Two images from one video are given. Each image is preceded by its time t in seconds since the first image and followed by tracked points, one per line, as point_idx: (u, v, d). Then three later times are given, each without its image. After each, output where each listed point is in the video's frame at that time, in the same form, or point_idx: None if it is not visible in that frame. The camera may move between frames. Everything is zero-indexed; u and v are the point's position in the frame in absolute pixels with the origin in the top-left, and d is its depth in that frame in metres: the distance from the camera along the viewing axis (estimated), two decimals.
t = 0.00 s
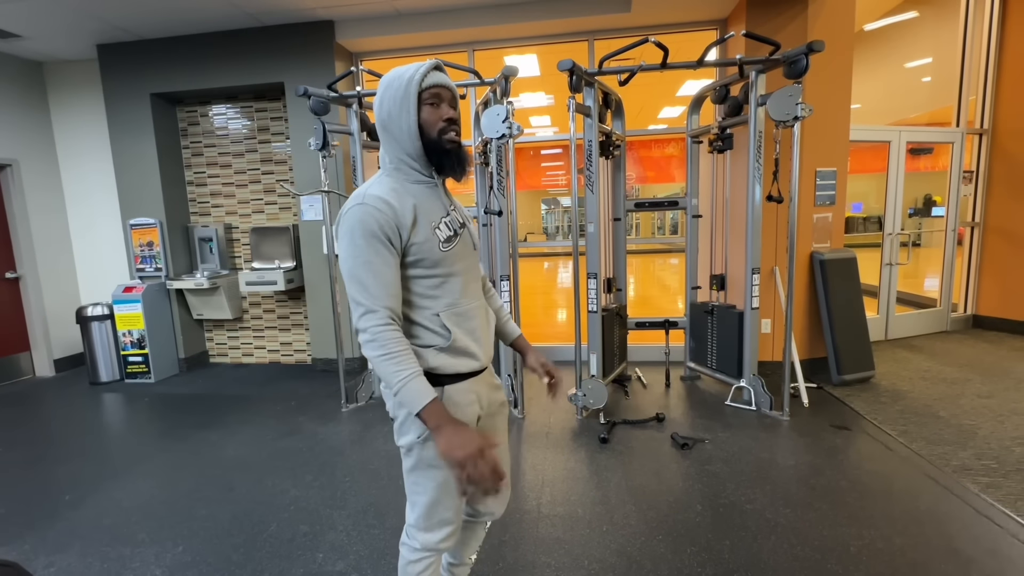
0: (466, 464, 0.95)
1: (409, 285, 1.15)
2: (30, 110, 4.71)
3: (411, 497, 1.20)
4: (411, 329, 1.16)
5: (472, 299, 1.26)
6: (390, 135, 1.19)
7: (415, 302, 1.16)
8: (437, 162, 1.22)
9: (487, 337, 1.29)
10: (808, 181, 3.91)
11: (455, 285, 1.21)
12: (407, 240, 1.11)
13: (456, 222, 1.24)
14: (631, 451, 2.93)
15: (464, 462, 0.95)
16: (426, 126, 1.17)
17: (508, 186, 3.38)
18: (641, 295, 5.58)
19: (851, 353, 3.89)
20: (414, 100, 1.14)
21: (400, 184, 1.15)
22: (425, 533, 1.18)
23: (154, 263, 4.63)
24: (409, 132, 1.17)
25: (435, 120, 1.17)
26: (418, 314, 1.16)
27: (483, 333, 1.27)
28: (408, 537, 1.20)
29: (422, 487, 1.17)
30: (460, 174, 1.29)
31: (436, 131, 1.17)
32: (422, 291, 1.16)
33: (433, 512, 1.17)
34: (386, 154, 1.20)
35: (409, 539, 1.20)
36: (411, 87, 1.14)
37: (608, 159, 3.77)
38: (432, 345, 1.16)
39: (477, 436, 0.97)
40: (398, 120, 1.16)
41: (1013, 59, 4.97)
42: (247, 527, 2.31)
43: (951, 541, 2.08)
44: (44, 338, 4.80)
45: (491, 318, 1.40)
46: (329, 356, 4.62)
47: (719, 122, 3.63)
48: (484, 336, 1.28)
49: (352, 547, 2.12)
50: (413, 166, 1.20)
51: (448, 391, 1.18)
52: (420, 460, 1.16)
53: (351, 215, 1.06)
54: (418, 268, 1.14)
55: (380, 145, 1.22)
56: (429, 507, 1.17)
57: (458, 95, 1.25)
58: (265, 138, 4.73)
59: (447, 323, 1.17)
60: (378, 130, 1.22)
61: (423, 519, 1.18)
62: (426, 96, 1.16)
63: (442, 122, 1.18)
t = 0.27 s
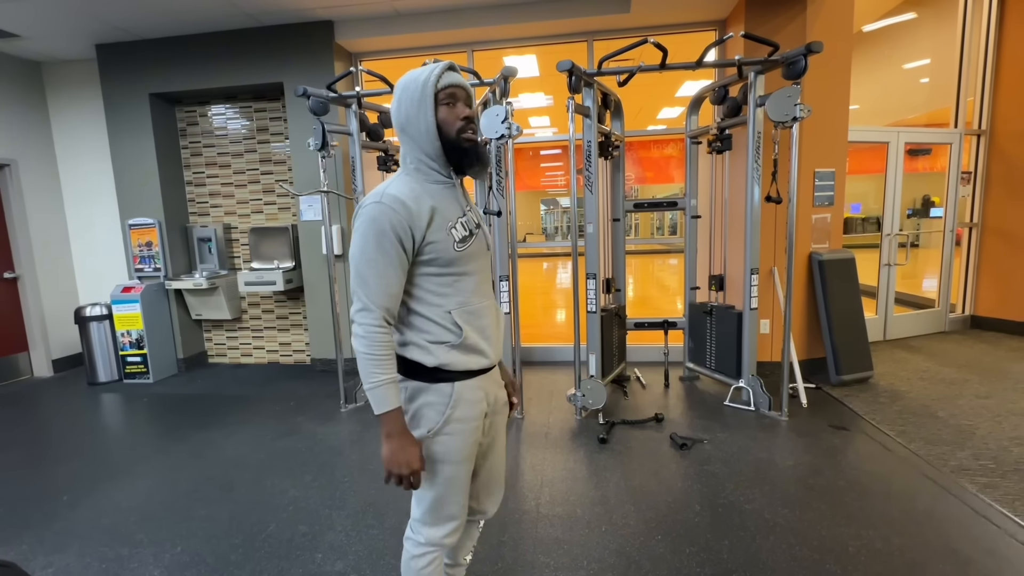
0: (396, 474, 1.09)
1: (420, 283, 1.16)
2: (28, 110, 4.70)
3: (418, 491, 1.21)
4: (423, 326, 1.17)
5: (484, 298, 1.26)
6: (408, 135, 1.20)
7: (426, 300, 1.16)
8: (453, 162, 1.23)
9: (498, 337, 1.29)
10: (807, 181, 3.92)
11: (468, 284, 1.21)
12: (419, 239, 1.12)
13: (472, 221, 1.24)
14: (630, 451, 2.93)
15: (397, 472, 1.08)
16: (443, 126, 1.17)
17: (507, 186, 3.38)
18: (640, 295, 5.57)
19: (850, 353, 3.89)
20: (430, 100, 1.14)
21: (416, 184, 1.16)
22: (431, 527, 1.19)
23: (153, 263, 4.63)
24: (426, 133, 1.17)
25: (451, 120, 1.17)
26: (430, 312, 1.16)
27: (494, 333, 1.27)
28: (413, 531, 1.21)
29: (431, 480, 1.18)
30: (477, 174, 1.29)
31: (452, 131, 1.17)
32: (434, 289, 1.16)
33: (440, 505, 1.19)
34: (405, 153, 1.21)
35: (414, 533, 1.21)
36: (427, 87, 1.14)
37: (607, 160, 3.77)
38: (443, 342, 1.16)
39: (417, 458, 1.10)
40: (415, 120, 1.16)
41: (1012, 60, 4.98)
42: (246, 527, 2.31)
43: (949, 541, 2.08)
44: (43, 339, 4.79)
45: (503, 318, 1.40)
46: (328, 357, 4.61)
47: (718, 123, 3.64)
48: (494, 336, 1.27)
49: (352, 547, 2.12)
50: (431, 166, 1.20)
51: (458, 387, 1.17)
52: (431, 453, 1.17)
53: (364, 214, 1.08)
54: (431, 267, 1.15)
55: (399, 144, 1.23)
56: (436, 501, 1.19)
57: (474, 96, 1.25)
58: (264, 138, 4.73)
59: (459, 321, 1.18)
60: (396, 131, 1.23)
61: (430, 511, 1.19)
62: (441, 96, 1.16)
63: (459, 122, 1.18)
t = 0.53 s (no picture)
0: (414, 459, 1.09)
1: (423, 279, 1.17)
2: (28, 110, 4.70)
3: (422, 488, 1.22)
4: (425, 322, 1.17)
5: (486, 297, 1.26)
6: (419, 136, 1.21)
7: (428, 296, 1.17)
8: (461, 163, 1.24)
9: (499, 335, 1.29)
10: (805, 182, 3.93)
11: (471, 282, 1.22)
12: (425, 237, 1.13)
13: (478, 222, 1.25)
14: (629, 451, 2.94)
15: (414, 456, 1.08)
16: (453, 129, 1.18)
17: (507, 186, 3.39)
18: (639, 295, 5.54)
19: (848, 354, 3.90)
20: (443, 104, 1.15)
21: (424, 183, 1.17)
22: (435, 523, 1.21)
23: (152, 264, 4.63)
24: (437, 134, 1.18)
25: (462, 125, 1.18)
26: (432, 308, 1.17)
27: (495, 331, 1.27)
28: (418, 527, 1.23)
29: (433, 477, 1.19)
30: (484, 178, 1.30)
31: (463, 134, 1.18)
32: (437, 286, 1.17)
33: (443, 502, 1.20)
34: (415, 153, 1.22)
35: (419, 529, 1.23)
36: (441, 91, 1.15)
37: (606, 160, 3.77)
38: (444, 338, 1.17)
39: (432, 441, 1.10)
40: (427, 122, 1.17)
41: (1010, 61, 5.00)
42: (245, 527, 2.31)
43: (947, 541, 2.09)
44: (41, 339, 4.79)
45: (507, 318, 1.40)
46: (327, 357, 4.61)
47: (717, 124, 3.64)
48: (495, 334, 1.28)
49: (351, 548, 2.12)
50: (440, 166, 1.21)
51: (459, 382, 1.17)
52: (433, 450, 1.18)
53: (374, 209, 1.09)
54: (435, 264, 1.16)
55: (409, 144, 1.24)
56: (439, 498, 1.20)
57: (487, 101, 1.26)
58: (264, 138, 4.73)
59: (460, 318, 1.18)
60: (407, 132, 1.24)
61: (434, 509, 1.20)
62: (455, 99, 1.17)
63: (469, 125, 1.19)
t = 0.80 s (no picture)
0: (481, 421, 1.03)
1: (429, 277, 1.18)
2: (27, 110, 4.69)
3: (429, 484, 1.23)
4: (430, 317, 1.19)
5: (489, 294, 1.28)
6: (423, 138, 1.21)
7: (434, 293, 1.18)
8: (465, 166, 1.24)
9: (500, 332, 1.31)
10: (804, 182, 3.94)
11: (474, 280, 1.23)
12: (432, 235, 1.14)
13: (481, 222, 1.26)
14: (629, 452, 2.94)
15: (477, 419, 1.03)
16: (459, 133, 1.19)
17: (507, 187, 3.39)
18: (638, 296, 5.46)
19: (847, 354, 3.90)
20: (450, 107, 1.16)
21: (430, 184, 1.18)
22: (444, 520, 1.22)
23: (151, 264, 4.63)
24: (443, 136, 1.18)
25: (468, 129, 1.19)
26: (437, 305, 1.19)
27: (497, 329, 1.29)
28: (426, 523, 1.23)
29: (441, 472, 1.20)
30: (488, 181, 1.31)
31: (468, 138, 1.19)
32: (442, 284, 1.19)
33: (450, 497, 1.21)
34: (420, 155, 1.22)
35: (427, 525, 1.24)
36: (448, 95, 1.16)
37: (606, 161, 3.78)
38: (448, 334, 1.19)
39: (484, 396, 1.06)
40: (433, 124, 1.18)
41: (1008, 63, 5.01)
42: (245, 528, 2.31)
43: (946, 541, 2.09)
44: (40, 339, 4.78)
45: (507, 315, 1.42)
46: (327, 357, 4.61)
47: (716, 124, 3.65)
48: (497, 331, 1.30)
49: (351, 548, 2.12)
50: (445, 167, 1.22)
51: (463, 375, 1.20)
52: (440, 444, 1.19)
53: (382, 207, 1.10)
54: (440, 262, 1.17)
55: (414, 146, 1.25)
56: (448, 492, 1.20)
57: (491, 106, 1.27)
58: (263, 139, 4.73)
59: (464, 315, 1.20)
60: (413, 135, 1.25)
61: (441, 504, 1.21)
62: (460, 104, 1.19)
63: (474, 130, 1.20)
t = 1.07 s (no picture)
0: (448, 449, 1.08)
1: (436, 277, 1.20)
2: (26, 110, 4.69)
3: (442, 484, 1.26)
4: (436, 317, 1.21)
5: (493, 294, 1.30)
6: (427, 142, 1.24)
7: (439, 292, 1.20)
8: (469, 167, 1.27)
9: (504, 331, 1.34)
10: (803, 183, 3.94)
11: (479, 280, 1.25)
12: (438, 235, 1.16)
13: (485, 223, 1.29)
14: (627, 452, 2.94)
15: (449, 446, 1.07)
16: (460, 136, 1.22)
17: (506, 188, 3.40)
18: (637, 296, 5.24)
19: (845, 355, 3.91)
20: (451, 110, 1.18)
21: (436, 186, 1.20)
22: (460, 518, 1.25)
23: (151, 264, 4.63)
24: (445, 139, 1.20)
25: (469, 132, 1.22)
26: (443, 305, 1.21)
27: (501, 327, 1.31)
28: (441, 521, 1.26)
29: (453, 472, 1.23)
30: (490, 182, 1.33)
31: (470, 140, 1.22)
32: (448, 284, 1.21)
33: (465, 496, 1.24)
34: (423, 158, 1.24)
35: (443, 524, 1.27)
36: (449, 98, 1.18)
37: (605, 162, 3.78)
38: (454, 332, 1.21)
39: (464, 428, 1.09)
40: (435, 128, 1.20)
41: (1006, 64, 5.03)
42: (244, 528, 2.31)
43: (943, 540, 2.10)
44: (39, 340, 4.78)
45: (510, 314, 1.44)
46: (326, 358, 4.61)
47: (715, 125, 3.65)
48: (501, 330, 1.32)
49: (350, 548, 2.13)
50: (449, 169, 1.24)
51: (468, 373, 1.22)
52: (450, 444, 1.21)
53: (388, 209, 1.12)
54: (446, 262, 1.19)
55: (416, 149, 1.27)
56: (460, 491, 1.23)
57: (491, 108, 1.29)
58: (262, 139, 4.73)
59: (469, 314, 1.22)
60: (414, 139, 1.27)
61: (456, 503, 1.24)
62: (461, 107, 1.21)
63: (475, 132, 1.22)
